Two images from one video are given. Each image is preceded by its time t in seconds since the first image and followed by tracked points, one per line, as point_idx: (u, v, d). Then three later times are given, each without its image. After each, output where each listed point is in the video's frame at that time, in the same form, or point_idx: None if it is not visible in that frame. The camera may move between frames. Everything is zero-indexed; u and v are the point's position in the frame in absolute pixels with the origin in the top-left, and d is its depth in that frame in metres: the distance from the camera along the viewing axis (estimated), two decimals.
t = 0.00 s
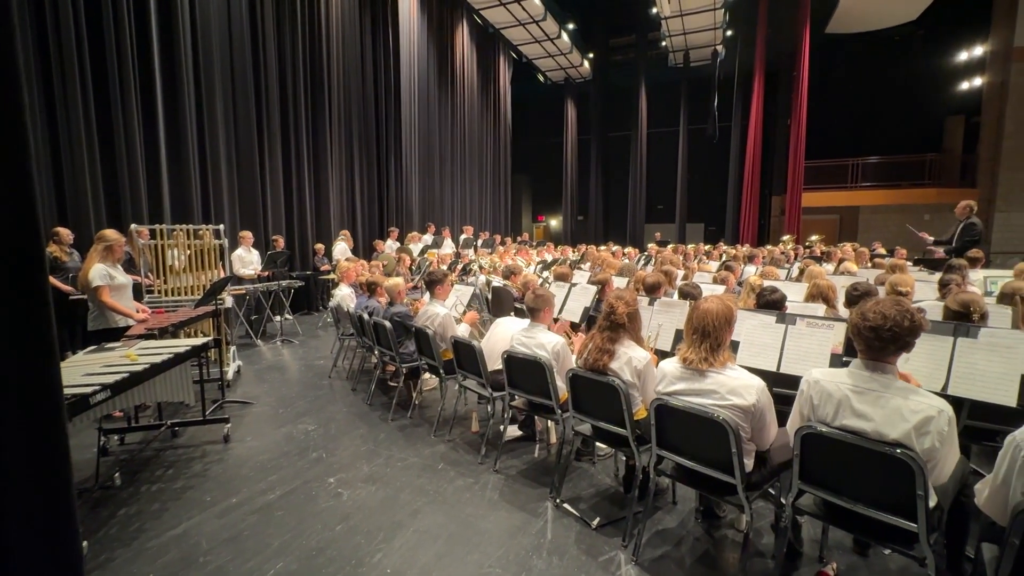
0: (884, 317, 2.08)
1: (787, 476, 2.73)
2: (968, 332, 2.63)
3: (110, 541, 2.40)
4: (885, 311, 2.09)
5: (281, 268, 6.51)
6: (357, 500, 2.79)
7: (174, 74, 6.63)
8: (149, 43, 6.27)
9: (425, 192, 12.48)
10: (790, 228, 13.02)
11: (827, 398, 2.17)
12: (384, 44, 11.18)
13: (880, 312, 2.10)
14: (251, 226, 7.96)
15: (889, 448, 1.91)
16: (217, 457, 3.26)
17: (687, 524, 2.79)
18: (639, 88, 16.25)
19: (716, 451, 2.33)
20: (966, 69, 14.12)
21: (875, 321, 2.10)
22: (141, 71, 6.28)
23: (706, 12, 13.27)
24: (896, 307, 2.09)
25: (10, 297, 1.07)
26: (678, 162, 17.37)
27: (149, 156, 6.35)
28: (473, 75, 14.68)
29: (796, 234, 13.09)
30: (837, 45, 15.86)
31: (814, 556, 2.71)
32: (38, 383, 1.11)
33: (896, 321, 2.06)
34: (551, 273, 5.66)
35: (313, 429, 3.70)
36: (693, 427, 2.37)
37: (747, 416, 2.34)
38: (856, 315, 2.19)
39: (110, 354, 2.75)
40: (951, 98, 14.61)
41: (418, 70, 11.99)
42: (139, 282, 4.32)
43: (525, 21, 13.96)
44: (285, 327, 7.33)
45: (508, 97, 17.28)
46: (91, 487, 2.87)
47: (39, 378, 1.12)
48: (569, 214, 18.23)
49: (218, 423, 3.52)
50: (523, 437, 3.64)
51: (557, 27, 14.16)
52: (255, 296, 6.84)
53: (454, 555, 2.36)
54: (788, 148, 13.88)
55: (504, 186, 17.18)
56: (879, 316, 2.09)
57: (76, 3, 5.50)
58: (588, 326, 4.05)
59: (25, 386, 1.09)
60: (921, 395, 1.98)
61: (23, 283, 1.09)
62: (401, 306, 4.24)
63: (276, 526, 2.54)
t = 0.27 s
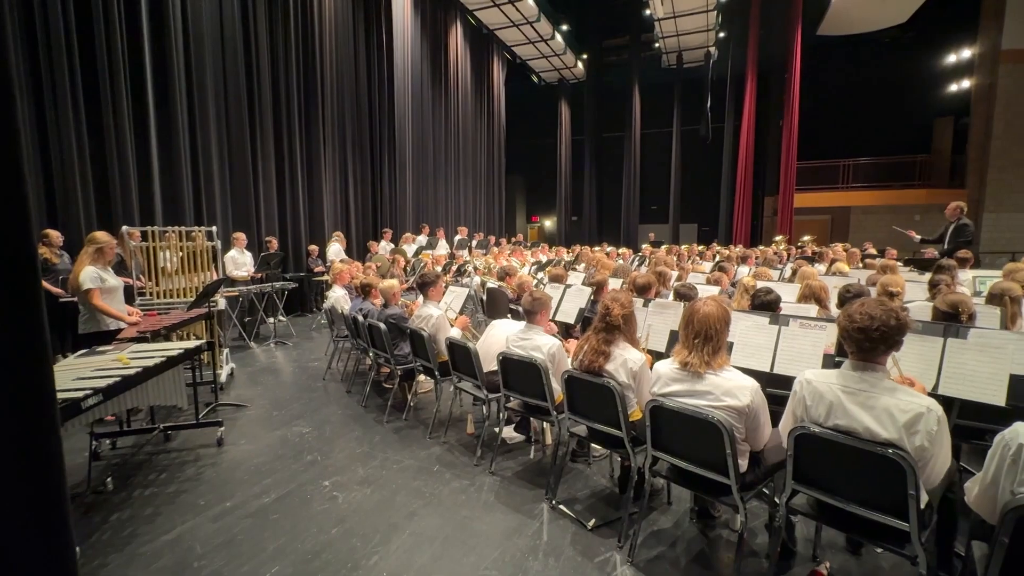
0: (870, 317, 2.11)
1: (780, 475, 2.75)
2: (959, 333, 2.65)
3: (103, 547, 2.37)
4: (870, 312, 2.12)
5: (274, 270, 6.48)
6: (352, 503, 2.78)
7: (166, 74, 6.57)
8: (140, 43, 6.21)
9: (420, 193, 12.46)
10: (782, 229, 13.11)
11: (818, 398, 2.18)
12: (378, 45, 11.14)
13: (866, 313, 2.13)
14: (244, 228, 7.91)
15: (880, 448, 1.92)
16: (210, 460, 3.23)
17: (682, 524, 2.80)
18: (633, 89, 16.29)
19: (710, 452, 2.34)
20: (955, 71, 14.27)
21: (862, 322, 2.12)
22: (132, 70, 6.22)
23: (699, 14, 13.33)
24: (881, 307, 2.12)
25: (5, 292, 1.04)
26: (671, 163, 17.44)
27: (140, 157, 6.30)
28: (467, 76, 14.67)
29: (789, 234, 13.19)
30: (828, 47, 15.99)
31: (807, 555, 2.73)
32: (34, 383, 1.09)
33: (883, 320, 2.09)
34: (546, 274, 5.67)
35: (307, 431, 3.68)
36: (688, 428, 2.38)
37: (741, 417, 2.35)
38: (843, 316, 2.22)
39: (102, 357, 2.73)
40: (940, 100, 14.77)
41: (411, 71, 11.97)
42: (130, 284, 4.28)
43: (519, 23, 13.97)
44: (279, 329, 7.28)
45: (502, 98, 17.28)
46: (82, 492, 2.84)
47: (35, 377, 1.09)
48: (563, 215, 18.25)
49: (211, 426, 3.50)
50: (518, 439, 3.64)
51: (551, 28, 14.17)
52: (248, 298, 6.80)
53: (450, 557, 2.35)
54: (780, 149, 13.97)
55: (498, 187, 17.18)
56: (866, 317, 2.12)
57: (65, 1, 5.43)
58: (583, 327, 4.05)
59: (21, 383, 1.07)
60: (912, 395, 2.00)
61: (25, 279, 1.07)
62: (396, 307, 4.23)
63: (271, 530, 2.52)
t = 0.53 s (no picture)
0: (860, 318, 2.14)
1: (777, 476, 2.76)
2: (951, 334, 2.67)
3: (98, 553, 2.36)
4: (858, 313, 2.14)
5: (270, 272, 6.45)
6: (350, 507, 2.77)
7: (160, 76, 6.54)
8: (134, 45, 6.18)
9: (416, 195, 12.45)
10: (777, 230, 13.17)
11: (814, 400, 2.19)
12: (374, 47, 11.14)
13: (855, 314, 2.15)
14: (240, 230, 7.87)
15: (875, 449, 1.93)
16: (206, 465, 3.22)
17: (679, 526, 2.81)
18: (628, 91, 16.33)
19: (707, 454, 2.35)
20: (947, 73, 14.39)
21: (852, 323, 2.15)
22: (126, 72, 6.19)
23: (693, 16, 13.40)
24: (870, 308, 2.15)
25: None
26: (667, 164, 17.48)
27: (134, 160, 6.26)
28: (463, 78, 14.68)
29: (784, 235, 13.24)
30: (822, 49, 16.09)
31: (804, 556, 2.74)
32: (33, 380, 1.16)
33: (872, 321, 2.11)
34: (542, 276, 5.68)
35: (304, 435, 3.67)
36: (685, 430, 2.39)
37: (738, 419, 2.36)
38: (833, 319, 2.24)
39: (96, 361, 2.71)
40: (932, 102, 14.90)
41: (407, 72, 11.96)
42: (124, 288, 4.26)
43: (515, 24, 13.99)
44: (275, 332, 7.26)
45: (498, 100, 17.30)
46: (77, 498, 2.82)
47: (34, 373, 1.17)
48: (559, 216, 18.26)
49: (207, 430, 3.48)
50: (515, 441, 3.64)
51: (546, 30, 14.19)
52: (244, 300, 6.77)
53: (448, 561, 2.35)
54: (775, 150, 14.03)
55: (494, 188, 17.17)
56: (855, 318, 2.14)
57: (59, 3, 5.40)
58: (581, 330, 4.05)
59: (20, 379, 1.14)
60: (904, 396, 2.02)
61: (28, 282, 1.15)
62: (392, 310, 4.22)
63: (268, 534, 2.51)
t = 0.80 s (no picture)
0: (849, 319, 2.15)
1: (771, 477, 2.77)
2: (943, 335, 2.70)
3: (91, 560, 2.34)
4: (847, 314, 2.16)
5: (264, 275, 6.42)
6: (345, 511, 2.76)
7: (152, 77, 6.49)
8: (127, 46, 6.13)
9: (411, 196, 12.43)
10: (771, 231, 13.24)
11: (807, 402, 2.21)
12: (368, 49, 11.12)
13: (845, 315, 2.17)
14: (234, 232, 7.83)
15: (867, 451, 1.95)
16: (200, 469, 3.19)
17: (675, 527, 2.81)
18: (623, 92, 16.37)
19: (703, 456, 2.35)
20: (937, 75, 14.52)
21: (842, 324, 2.16)
22: (118, 73, 6.14)
23: (687, 18, 13.45)
24: (859, 309, 2.16)
25: None
26: (661, 165, 17.54)
27: (126, 162, 6.21)
28: (458, 80, 14.66)
29: (777, 236, 13.32)
30: (814, 51, 16.19)
31: (799, 556, 2.75)
32: (29, 386, 1.16)
33: (861, 321, 2.13)
34: (538, 277, 5.68)
35: (299, 438, 3.65)
36: (681, 432, 2.40)
37: (733, 421, 2.36)
38: (824, 321, 2.26)
39: (89, 366, 2.69)
40: (923, 104, 15.02)
41: (402, 74, 11.94)
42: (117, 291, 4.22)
43: (510, 26, 13.99)
44: (270, 334, 7.22)
45: (493, 101, 17.30)
46: (69, 504, 2.79)
47: (31, 379, 1.17)
48: (555, 217, 18.28)
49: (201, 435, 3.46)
50: (511, 444, 3.63)
51: (541, 32, 14.20)
52: (239, 303, 6.73)
53: (444, 565, 2.34)
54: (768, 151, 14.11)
55: (489, 189, 17.17)
56: (844, 319, 2.16)
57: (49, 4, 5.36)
58: (577, 332, 4.05)
59: (17, 385, 1.14)
60: (896, 398, 2.03)
61: (23, 288, 1.15)
62: (388, 312, 4.21)
63: (263, 540, 2.50)
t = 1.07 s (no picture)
0: (843, 323, 2.17)
1: (766, 479, 2.79)
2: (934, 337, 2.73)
3: (83, 568, 2.32)
4: (842, 318, 2.18)
5: (258, 278, 6.40)
6: (341, 516, 2.75)
7: (145, 80, 6.45)
8: (119, 48, 6.09)
9: (406, 199, 12.41)
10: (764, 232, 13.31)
11: (801, 405, 2.22)
12: (363, 51, 11.10)
13: (839, 319, 2.19)
14: (228, 236, 7.79)
15: (859, 454, 1.97)
16: (194, 475, 3.17)
17: (671, 530, 2.82)
18: (617, 95, 16.42)
19: (698, 459, 2.36)
20: (927, 78, 14.67)
21: (836, 328, 2.18)
22: (110, 75, 6.10)
23: (681, 21, 13.52)
24: (853, 313, 2.19)
25: None
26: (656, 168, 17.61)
27: (119, 165, 6.17)
28: (452, 82, 14.67)
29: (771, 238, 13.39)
30: (806, 54, 16.32)
31: (794, 558, 2.77)
32: (22, 397, 1.15)
33: (855, 325, 2.15)
34: (533, 280, 5.69)
35: (294, 443, 3.63)
36: (675, 436, 2.40)
37: (727, 425, 2.38)
38: (817, 326, 2.28)
39: (81, 372, 2.66)
40: (914, 106, 15.18)
41: (396, 76, 11.93)
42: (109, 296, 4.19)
43: (504, 29, 14.02)
44: (264, 338, 7.19)
45: (487, 104, 17.32)
46: (61, 511, 2.77)
47: (23, 391, 1.16)
48: (550, 219, 18.30)
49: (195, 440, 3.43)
50: (507, 448, 3.63)
51: (535, 35, 14.23)
52: (232, 307, 6.70)
53: (440, 570, 2.34)
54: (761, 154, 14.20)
55: (484, 191, 17.17)
56: (839, 323, 2.18)
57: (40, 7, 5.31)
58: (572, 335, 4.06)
59: (10, 396, 1.13)
60: (888, 402, 2.05)
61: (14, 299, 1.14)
62: (383, 316, 4.21)
63: (258, 546, 2.49)
